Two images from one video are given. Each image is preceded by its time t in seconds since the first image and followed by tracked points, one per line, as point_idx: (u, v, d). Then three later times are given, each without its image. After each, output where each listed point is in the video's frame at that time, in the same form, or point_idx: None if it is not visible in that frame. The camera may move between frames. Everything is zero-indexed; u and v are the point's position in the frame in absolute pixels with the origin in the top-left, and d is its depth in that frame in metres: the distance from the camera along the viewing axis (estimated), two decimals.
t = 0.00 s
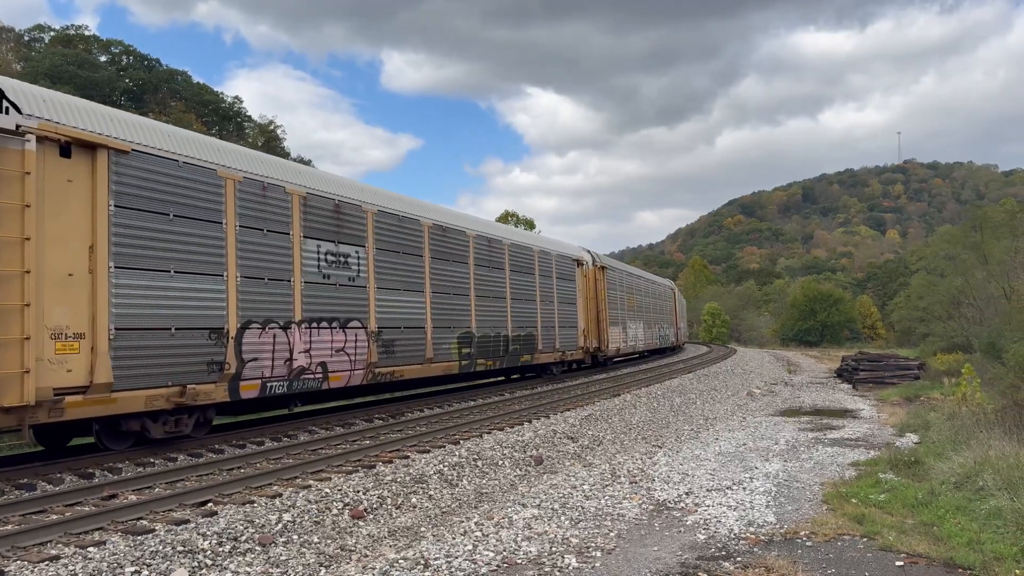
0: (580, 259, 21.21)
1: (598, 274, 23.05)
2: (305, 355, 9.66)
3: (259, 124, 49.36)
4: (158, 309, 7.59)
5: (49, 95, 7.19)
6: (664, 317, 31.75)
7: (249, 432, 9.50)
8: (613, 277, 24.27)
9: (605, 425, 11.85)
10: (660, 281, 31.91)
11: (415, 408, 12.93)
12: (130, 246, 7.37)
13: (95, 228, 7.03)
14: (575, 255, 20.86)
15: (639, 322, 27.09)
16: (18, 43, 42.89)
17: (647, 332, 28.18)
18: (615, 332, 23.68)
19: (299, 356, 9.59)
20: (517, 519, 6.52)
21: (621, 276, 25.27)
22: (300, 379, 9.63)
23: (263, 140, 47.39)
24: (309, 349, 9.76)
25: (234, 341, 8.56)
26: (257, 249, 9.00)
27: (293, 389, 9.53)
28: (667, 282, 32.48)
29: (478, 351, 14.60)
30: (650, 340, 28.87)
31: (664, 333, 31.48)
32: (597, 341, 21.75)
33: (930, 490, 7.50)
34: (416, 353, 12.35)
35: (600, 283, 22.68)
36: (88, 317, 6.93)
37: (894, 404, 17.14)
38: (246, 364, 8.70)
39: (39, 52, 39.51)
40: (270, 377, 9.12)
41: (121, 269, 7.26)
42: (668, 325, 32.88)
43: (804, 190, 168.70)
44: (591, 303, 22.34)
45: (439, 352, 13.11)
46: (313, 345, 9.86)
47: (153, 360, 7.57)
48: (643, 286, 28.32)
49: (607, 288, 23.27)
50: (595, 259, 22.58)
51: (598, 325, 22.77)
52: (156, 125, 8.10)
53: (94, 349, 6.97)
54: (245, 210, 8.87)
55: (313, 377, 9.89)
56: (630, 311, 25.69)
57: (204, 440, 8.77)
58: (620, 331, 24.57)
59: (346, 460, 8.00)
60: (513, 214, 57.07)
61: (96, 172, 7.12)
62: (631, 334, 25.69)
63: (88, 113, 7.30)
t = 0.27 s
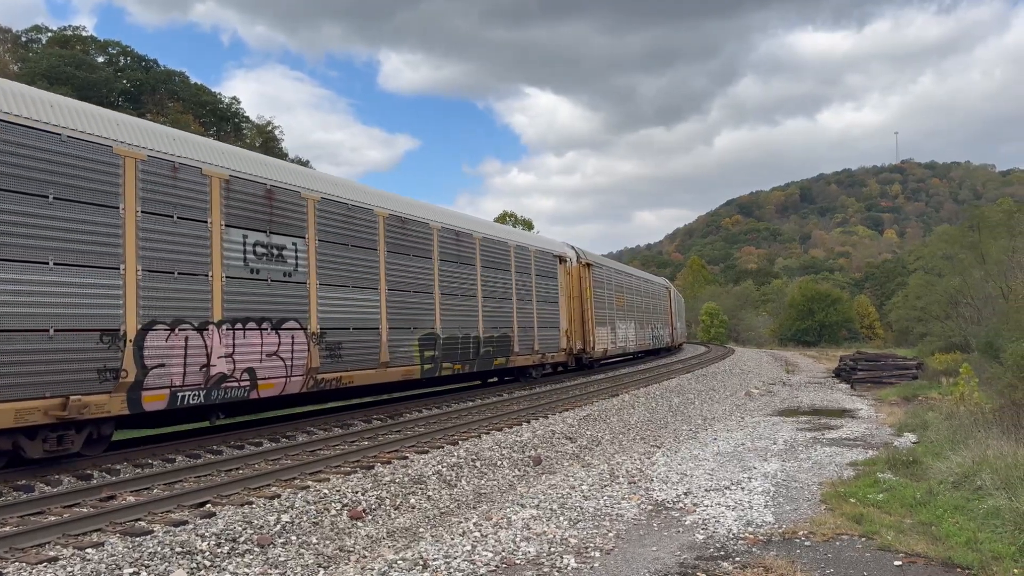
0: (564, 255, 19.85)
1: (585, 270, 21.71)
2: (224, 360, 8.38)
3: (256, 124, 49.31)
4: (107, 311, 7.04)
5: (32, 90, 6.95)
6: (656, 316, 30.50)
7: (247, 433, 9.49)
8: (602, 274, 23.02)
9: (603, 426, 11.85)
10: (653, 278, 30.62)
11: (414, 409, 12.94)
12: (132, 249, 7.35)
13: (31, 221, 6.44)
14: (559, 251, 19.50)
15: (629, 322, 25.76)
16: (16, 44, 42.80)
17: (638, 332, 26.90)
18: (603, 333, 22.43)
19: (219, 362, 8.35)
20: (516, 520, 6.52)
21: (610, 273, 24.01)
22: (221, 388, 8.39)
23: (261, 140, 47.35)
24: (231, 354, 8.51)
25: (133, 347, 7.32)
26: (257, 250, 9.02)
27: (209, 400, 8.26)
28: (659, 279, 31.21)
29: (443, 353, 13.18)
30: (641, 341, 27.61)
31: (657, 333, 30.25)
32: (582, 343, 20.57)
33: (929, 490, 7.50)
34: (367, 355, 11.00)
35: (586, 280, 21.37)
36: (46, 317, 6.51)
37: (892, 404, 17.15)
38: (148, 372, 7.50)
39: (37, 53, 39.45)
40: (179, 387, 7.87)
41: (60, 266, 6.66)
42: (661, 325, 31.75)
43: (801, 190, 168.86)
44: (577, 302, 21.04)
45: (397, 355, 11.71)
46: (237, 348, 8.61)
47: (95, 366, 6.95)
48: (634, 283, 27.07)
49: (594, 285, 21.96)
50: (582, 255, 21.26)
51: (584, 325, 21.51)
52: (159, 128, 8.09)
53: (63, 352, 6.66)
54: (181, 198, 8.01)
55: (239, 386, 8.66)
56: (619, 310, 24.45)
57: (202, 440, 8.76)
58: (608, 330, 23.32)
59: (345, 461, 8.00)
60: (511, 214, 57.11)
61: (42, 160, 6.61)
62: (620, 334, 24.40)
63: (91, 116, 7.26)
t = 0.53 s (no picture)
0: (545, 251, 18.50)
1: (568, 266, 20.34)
2: (123, 367, 7.25)
3: (256, 126, 49.35)
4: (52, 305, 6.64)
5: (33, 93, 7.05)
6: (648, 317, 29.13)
7: (248, 434, 9.50)
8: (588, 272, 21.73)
9: (604, 426, 11.86)
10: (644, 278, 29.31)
11: (414, 410, 12.94)
12: (137, 250, 7.51)
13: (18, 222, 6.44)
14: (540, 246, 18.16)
15: (618, 323, 24.38)
16: (15, 46, 42.81)
17: (628, 334, 25.52)
18: (589, 334, 21.07)
19: (114, 370, 7.18)
20: (516, 521, 6.52)
21: (597, 271, 22.71)
22: (120, 399, 7.24)
23: (261, 142, 47.43)
24: (132, 361, 7.35)
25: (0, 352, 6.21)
26: (264, 251, 9.13)
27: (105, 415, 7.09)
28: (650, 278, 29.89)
29: (403, 356, 11.83)
30: (632, 343, 26.28)
31: (649, 335, 28.88)
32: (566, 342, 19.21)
33: (928, 491, 7.50)
34: (307, 359, 9.69)
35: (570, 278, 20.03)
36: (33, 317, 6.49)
37: (892, 404, 17.15)
38: (20, 383, 6.37)
39: (37, 55, 39.50)
40: (65, 399, 6.72)
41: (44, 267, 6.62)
42: (655, 326, 30.48)
43: (801, 191, 168.89)
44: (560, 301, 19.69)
45: (375, 358, 11.10)
46: (140, 354, 7.45)
47: None
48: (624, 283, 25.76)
49: (579, 283, 20.59)
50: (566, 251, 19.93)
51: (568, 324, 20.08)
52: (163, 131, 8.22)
53: None
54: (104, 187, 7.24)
55: (143, 398, 7.50)
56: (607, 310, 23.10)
57: (203, 442, 8.76)
58: (596, 332, 22.00)
59: (345, 462, 8.01)
60: (511, 215, 57.28)
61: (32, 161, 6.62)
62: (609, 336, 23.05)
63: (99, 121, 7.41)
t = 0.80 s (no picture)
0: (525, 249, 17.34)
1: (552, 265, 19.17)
2: None
3: (257, 128, 49.40)
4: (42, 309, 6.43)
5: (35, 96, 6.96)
6: (639, 318, 27.96)
7: (249, 436, 9.51)
8: (573, 270, 20.59)
9: (604, 428, 11.87)
10: (634, 277, 28.15)
11: (415, 411, 12.94)
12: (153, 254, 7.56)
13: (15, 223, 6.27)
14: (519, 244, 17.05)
15: (605, 325, 23.23)
16: (17, 47, 42.85)
17: (616, 336, 24.34)
18: (574, 336, 19.92)
19: None
20: (517, 523, 6.52)
21: (582, 270, 21.58)
22: None
23: (262, 143, 47.52)
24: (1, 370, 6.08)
25: None
26: (273, 254, 9.18)
27: None
28: (641, 277, 28.76)
29: (356, 362, 10.59)
30: (623, 346, 25.14)
31: (639, 337, 27.73)
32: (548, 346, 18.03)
33: (930, 492, 7.50)
34: (234, 366, 8.49)
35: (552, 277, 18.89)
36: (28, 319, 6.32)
37: (893, 406, 17.15)
38: None
39: (39, 56, 39.57)
40: None
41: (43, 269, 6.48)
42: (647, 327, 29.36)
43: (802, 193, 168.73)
44: (541, 301, 18.54)
45: (379, 361, 11.13)
46: (11, 360, 6.17)
47: None
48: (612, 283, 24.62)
49: (562, 283, 19.43)
50: (548, 249, 18.82)
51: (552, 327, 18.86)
52: (172, 135, 8.18)
53: None
54: (55, 182, 6.66)
55: (16, 413, 6.22)
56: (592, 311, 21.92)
57: (204, 444, 8.77)
58: (581, 334, 20.88)
59: (346, 464, 8.01)
60: (512, 216, 57.36)
61: (31, 163, 6.48)
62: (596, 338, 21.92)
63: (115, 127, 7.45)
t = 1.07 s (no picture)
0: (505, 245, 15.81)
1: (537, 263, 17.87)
2: None
3: (258, 130, 49.43)
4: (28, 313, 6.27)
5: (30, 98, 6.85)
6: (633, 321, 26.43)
7: (250, 438, 9.51)
8: (558, 268, 19.08)
9: (606, 430, 11.86)
10: (628, 277, 26.64)
11: (417, 414, 12.93)
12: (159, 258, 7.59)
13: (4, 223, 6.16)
14: (499, 239, 15.54)
15: (594, 327, 21.71)
16: (19, 50, 42.91)
17: (607, 338, 22.80)
18: (559, 339, 18.42)
19: None
20: (517, 524, 6.52)
21: (570, 269, 20.09)
22: None
23: (263, 146, 47.60)
24: None
25: None
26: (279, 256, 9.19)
27: None
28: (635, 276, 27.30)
29: (294, 368, 9.29)
30: (615, 350, 23.60)
31: (634, 339, 26.33)
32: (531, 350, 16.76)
33: (931, 494, 7.49)
34: (141, 374, 7.28)
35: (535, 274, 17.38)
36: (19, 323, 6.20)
37: (894, 408, 17.13)
38: None
39: (40, 59, 39.64)
40: None
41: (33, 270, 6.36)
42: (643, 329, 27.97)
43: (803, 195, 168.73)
44: (523, 300, 17.01)
45: (385, 363, 11.12)
46: None
47: None
48: (603, 282, 23.17)
49: (546, 282, 17.95)
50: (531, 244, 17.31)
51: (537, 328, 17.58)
52: (175, 138, 8.13)
53: None
54: (42, 181, 6.50)
55: None
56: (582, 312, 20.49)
57: (205, 445, 8.77)
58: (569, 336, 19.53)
59: (347, 466, 8.01)
60: (513, 218, 57.44)
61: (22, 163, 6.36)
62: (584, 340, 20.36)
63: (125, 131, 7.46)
